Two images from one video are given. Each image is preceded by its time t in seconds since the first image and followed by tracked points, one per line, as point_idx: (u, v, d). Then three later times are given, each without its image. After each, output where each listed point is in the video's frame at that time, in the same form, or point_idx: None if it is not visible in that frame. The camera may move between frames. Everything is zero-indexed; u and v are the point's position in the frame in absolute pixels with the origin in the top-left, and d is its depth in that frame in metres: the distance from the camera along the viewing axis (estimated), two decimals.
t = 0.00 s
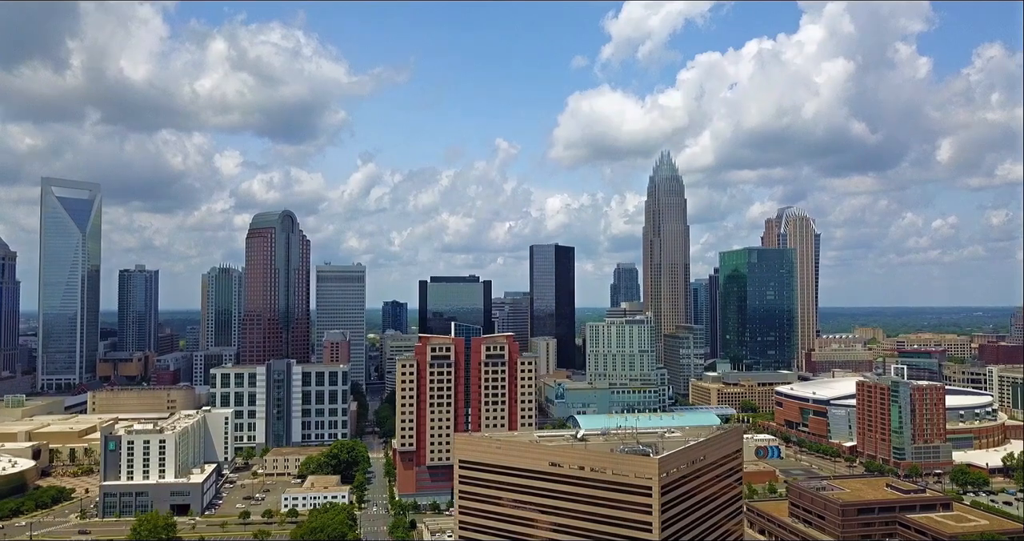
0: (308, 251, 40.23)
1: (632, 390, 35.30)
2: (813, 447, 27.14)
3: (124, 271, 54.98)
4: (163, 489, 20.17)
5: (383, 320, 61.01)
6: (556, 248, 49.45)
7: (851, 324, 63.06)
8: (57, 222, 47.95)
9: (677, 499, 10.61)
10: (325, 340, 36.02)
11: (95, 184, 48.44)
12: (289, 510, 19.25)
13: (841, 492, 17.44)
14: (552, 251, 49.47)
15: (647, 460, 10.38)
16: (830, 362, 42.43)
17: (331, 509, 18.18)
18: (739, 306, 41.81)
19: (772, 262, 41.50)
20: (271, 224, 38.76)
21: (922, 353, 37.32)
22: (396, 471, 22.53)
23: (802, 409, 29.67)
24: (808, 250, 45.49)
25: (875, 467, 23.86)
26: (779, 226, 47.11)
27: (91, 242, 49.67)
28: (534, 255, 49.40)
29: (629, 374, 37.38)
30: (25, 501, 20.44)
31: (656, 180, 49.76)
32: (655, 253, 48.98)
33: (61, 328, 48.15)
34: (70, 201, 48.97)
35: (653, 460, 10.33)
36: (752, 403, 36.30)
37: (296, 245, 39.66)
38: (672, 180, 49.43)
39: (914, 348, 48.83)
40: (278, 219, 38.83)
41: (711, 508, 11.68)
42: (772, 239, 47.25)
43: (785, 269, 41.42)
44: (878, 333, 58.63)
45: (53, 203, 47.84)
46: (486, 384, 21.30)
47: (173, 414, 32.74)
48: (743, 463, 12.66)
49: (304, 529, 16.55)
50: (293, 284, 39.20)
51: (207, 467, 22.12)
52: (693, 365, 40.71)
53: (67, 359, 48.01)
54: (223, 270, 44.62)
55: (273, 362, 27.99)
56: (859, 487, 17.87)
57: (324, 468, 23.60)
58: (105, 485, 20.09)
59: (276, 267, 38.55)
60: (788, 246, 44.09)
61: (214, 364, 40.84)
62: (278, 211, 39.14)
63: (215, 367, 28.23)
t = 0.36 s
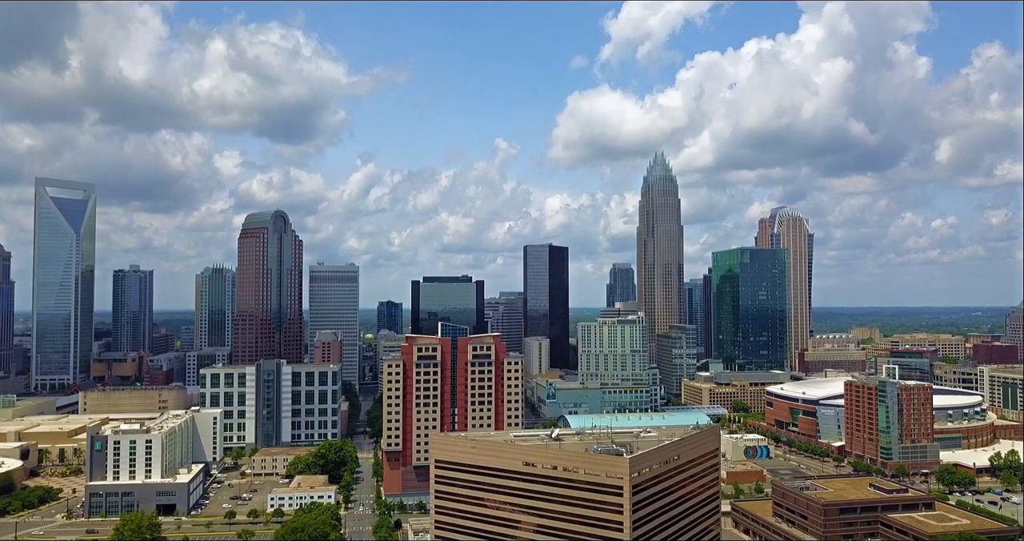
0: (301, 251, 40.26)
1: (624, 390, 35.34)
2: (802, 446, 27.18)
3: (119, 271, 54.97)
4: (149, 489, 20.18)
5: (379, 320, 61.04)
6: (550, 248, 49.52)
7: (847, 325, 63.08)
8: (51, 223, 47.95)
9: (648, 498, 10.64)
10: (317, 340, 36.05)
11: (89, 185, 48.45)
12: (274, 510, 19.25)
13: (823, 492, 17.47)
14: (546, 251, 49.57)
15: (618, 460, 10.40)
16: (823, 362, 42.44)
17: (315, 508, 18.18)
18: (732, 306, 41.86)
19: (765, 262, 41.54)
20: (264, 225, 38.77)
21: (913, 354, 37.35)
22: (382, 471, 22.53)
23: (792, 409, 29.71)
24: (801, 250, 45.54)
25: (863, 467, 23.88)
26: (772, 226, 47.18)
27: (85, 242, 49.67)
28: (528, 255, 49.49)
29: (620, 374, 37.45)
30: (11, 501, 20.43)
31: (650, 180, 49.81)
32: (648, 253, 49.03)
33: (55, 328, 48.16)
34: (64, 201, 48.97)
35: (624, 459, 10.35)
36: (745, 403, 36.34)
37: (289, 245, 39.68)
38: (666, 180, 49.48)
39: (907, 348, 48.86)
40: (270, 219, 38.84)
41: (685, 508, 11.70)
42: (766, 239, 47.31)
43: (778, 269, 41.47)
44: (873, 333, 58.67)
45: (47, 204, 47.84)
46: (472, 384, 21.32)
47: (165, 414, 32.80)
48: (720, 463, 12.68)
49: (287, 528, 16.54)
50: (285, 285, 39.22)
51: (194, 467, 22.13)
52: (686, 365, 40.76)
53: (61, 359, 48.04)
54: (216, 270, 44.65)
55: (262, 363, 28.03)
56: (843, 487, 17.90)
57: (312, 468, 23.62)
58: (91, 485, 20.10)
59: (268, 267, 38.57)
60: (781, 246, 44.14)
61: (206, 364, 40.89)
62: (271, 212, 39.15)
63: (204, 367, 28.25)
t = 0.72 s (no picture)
0: (293, 252, 40.28)
1: (616, 390, 35.39)
2: (791, 446, 27.21)
3: (113, 271, 54.95)
4: (135, 489, 20.18)
5: (374, 320, 61.06)
6: (544, 248, 49.61)
7: (842, 325, 63.15)
8: (44, 223, 47.90)
9: (620, 498, 10.66)
10: (309, 340, 36.11)
11: (83, 185, 48.45)
12: (261, 509, 19.25)
13: (807, 492, 17.50)
14: (539, 251, 49.64)
15: (591, 460, 10.41)
16: (817, 362, 42.46)
17: (300, 508, 18.16)
18: (724, 306, 41.92)
19: (757, 262, 41.61)
20: (256, 225, 38.79)
21: (905, 354, 37.43)
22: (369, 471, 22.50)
23: (782, 409, 29.73)
24: (794, 250, 45.66)
25: (851, 467, 23.89)
26: (765, 226, 47.26)
27: (80, 243, 49.65)
28: (522, 256, 49.58)
29: (613, 374, 37.50)
30: None
31: (643, 181, 49.87)
32: (642, 254, 49.07)
33: (48, 329, 48.14)
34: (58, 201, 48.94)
35: (596, 458, 10.37)
36: (736, 403, 36.42)
37: (282, 245, 39.69)
38: (660, 180, 49.53)
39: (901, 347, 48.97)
40: (263, 219, 38.86)
41: (660, 507, 11.71)
42: (759, 240, 47.39)
43: (770, 269, 41.55)
44: (868, 332, 58.76)
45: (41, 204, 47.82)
46: (459, 384, 21.34)
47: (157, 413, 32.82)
48: (698, 463, 12.70)
49: (270, 528, 16.54)
50: (278, 285, 39.24)
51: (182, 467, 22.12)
52: (678, 365, 40.83)
53: (55, 359, 48.04)
54: (210, 270, 44.67)
55: (253, 363, 28.07)
56: (827, 486, 17.96)
57: (301, 468, 23.62)
58: (78, 485, 20.08)
59: (261, 268, 38.58)
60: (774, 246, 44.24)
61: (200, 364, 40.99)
62: (264, 212, 39.16)
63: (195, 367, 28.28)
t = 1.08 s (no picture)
0: (286, 252, 40.30)
1: (608, 391, 35.47)
2: (780, 446, 27.25)
3: (108, 272, 54.63)
4: (122, 489, 20.19)
5: (369, 320, 61.10)
6: (538, 248, 49.72)
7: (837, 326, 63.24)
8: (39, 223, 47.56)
9: (593, 498, 10.67)
10: (301, 340, 36.13)
11: (78, 185, 48.51)
12: (246, 509, 19.29)
13: (791, 491, 17.51)
14: (533, 252, 49.72)
15: (563, 460, 10.42)
16: (811, 362, 42.45)
17: (285, 508, 18.19)
18: (718, 306, 41.98)
19: (750, 262, 41.69)
20: (248, 226, 38.88)
21: (897, 354, 37.51)
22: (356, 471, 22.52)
23: (772, 409, 29.78)
24: (787, 251, 45.77)
25: (839, 467, 23.93)
26: (759, 226, 47.31)
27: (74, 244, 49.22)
28: (516, 257, 49.68)
29: (605, 374, 37.55)
30: None
31: (638, 181, 49.96)
32: (636, 254, 49.11)
33: (43, 329, 48.33)
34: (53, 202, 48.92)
35: (569, 458, 10.38)
36: (728, 403, 36.48)
37: (274, 246, 39.72)
38: (654, 181, 49.60)
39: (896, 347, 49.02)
40: (255, 220, 38.91)
41: (636, 507, 11.72)
42: (753, 240, 47.47)
43: (763, 269, 41.61)
44: (863, 333, 58.81)
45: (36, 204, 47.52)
46: (446, 384, 21.37)
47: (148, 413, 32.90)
48: (676, 463, 12.71)
49: (253, 528, 16.55)
50: (270, 285, 39.24)
51: (169, 467, 22.14)
52: (671, 365, 40.88)
53: (49, 360, 48.32)
54: (203, 270, 44.65)
55: (243, 363, 28.13)
56: (811, 486, 18.01)
57: (289, 468, 23.66)
58: (64, 485, 20.06)
59: (253, 268, 38.61)
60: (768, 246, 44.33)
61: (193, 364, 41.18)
62: (256, 212, 39.21)
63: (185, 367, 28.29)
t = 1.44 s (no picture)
0: (280, 253, 40.34)
1: (601, 391, 35.49)
2: (771, 447, 27.26)
3: (104, 272, 54.93)
4: (110, 489, 20.23)
5: (366, 320, 61.12)
6: (533, 249, 49.79)
7: (833, 326, 63.29)
8: (34, 223, 47.83)
9: (568, 497, 10.70)
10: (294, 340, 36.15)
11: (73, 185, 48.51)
12: (234, 509, 19.31)
13: (775, 492, 17.55)
14: (528, 252, 49.77)
15: (538, 460, 10.45)
16: (805, 362, 42.44)
17: (271, 508, 18.21)
18: (712, 306, 42.01)
19: (743, 262, 41.72)
20: (242, 226, 38.93)
21: (890, 354, 37.56)
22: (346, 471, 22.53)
23: (764, 409, 29.78)
24: (782, 251, 45.85)
25: (828, 467, 23.94)
26: (754, 227, 47.32)
27: (70, 245, 49.59)
28: (511, 257, 49.73)
29: (598, 375, 37.60)
30: None
31: (632, 181, 49.96)
32: (631, 255, 49.11)
33: (38, 330, 48.15)
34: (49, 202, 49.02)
35: (543, 458, 10.40)
36: (722, 403, 36.50)
37: (268, 246, 39.75)
38: (648, 181, 49.58)
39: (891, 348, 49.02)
40: (249, 220, 38.96)
41: (614, 507, 11.71)
42: (748, 240, 47.47)
43: (756, 270, 41.64)
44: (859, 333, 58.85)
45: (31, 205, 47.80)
46: (434, 384, 21.39)
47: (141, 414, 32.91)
48: (656, 463, 12.72)
49: (238, 528, 16.59)
50: (264, 285, 39.27)
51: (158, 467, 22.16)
52: (665, 365, 40.90)
53: (44, 360, 48.16)
54: (198, 271, 44.69)
55: (234, 364, 28.10)
56: (796, 486, 18.06)
57: (278, 468, 23.69)
58: (52, 485, 20.08)
59: (247, 269, 38.65)
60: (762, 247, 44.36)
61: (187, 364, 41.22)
62: (250, 213, 39.25)
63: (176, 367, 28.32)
